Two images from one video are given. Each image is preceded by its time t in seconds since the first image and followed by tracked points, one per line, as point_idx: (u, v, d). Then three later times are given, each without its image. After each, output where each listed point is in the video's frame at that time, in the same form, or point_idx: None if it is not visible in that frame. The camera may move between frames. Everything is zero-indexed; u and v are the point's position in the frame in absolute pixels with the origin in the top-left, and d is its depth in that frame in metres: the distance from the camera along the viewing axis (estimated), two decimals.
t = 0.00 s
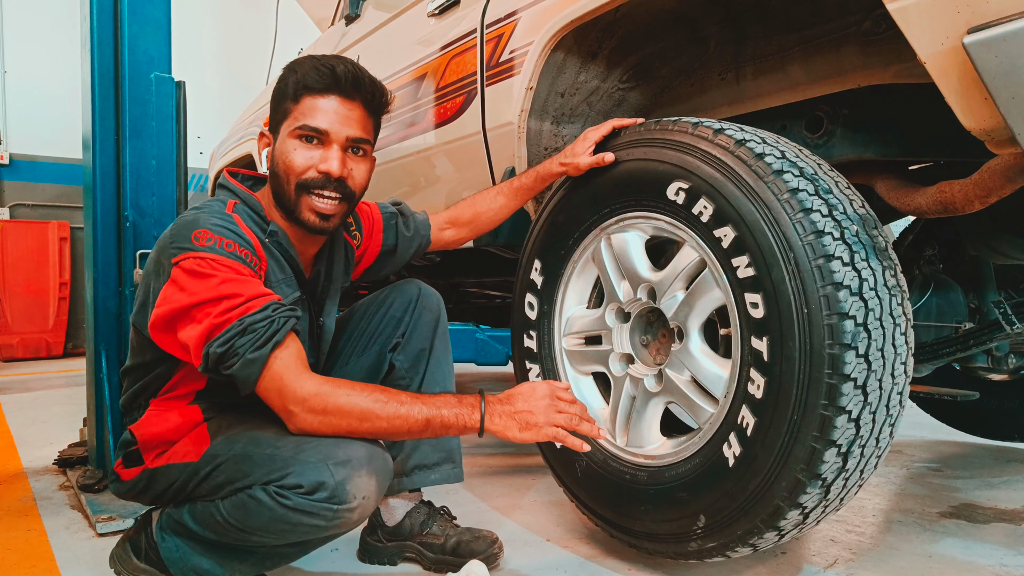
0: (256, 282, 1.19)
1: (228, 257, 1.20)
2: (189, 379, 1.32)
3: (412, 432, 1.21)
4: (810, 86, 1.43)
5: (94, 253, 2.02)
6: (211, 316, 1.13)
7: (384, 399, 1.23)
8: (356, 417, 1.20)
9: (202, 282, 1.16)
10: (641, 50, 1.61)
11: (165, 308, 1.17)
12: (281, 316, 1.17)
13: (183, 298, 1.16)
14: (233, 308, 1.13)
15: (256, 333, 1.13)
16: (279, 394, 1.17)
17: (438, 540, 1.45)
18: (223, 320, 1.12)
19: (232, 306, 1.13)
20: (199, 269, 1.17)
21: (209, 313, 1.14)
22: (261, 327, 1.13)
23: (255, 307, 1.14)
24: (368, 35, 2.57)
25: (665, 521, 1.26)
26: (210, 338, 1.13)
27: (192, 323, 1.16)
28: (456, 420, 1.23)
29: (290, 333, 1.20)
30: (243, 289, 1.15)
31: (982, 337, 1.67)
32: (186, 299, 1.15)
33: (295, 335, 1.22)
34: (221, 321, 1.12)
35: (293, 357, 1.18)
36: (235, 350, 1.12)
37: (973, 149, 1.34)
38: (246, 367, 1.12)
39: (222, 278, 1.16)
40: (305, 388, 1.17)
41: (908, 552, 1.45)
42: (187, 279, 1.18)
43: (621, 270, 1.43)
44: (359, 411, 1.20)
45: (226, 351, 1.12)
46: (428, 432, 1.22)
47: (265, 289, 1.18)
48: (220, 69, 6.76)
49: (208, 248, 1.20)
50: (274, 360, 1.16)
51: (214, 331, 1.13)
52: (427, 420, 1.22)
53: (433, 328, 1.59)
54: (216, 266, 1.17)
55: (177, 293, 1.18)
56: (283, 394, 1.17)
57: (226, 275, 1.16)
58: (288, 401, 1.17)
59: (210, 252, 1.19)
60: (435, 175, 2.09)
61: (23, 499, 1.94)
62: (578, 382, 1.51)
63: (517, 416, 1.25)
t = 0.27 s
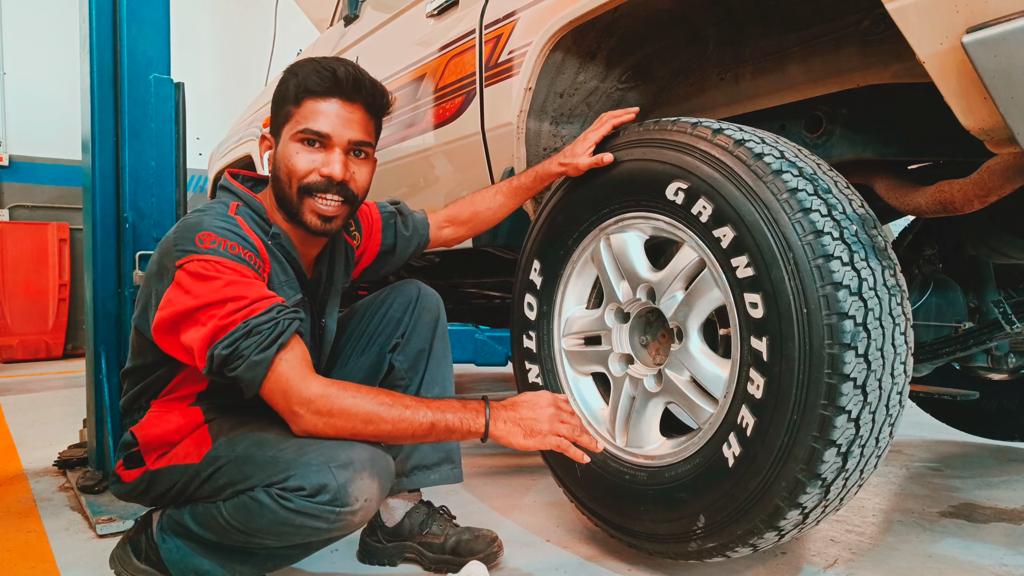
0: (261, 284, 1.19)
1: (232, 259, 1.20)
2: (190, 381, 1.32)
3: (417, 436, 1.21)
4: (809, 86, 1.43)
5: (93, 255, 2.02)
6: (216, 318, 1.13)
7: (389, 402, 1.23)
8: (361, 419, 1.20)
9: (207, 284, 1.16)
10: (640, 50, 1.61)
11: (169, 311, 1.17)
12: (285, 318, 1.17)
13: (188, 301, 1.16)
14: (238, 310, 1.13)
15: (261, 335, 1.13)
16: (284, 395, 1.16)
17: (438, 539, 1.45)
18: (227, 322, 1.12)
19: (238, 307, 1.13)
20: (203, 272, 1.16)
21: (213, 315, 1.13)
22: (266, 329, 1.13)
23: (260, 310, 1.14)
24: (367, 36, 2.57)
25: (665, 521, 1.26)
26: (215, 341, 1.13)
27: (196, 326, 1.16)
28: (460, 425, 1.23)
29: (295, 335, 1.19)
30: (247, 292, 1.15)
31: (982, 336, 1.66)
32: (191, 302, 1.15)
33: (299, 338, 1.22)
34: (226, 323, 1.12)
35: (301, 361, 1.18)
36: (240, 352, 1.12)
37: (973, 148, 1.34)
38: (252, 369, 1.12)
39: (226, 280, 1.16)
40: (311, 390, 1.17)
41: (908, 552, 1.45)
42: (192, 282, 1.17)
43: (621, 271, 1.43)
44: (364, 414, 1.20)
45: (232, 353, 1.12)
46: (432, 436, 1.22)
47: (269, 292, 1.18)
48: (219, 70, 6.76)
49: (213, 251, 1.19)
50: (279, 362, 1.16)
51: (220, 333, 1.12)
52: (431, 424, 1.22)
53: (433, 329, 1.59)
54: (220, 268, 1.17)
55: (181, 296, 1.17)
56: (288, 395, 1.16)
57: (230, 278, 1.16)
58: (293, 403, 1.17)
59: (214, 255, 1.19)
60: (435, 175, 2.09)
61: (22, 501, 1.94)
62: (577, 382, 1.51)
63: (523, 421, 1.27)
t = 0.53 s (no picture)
0: (264, 286, 1.19)
1: (235, 261, 1.20)
2: (192, 382, 1.32)
3: (417, 424, 1.21)
4: (809, 86, 1.43)
5: (93, 255, 2.02)
6: (218, 320, 1.13)
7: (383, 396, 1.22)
8: (358, 417, 1.20)
9: (210, 286, 1.16)
10: (640, 50, 1.61)
11: (171, 312, 1.17)
12: (286, 321, 1.16)
13: (190, 303, 1.16)
14: (240, 312, 1.13)
15: (262, 338, 1.13)
16: (282, 400, 1.16)
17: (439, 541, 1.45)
18: (230, 324, 1.12)
19: (240, 310, 1.13)
20: (206, 273, 1.16)
21: (215, 317, 1.14)
22: (267, 332, 1.13)
23: (262, 312, 1.14)
24: (366, 36, 2.57)
25: (665, 522, 1.26)
26: (217, 342, 1.13)
27: (198, 327, 1.16)
28: (457, 407, 1.23)
29: (295, 340, 1.19)
30: (250, 294, 1.15)
31: (982, 336, 1.66)
32: (193, 303, 1.15)
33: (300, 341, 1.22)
34: (228, 325, 1.12)
35: (300, 365, 1.18)
36: (240, 355, 1.12)
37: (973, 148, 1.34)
38: (251, 372, 1.12)
39: (229, 283, 1.16)
40: (307, 392, 1.17)
41: (909, 552, 1.45)
42: (195, 283, 1.17)
43: (621, 271, 1.43)
44: (361, 410, 1.20)
45: (232, 355, 1.12)
46: (431, 423, 1.22)
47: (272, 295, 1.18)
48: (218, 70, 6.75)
49: (216, 252, 1.19)
50: (279, 365, 1.16)
51: (221, 335, 1.13)
52: (429, 410, 1.22)
53: (434, 329, 1.59)
54: (224, 271, 1.17)
55: (183, 297, 1.17)
56: (286, 400, 1.16)
57: (233, 280, 1.16)
58: (291, 407, 1.17)
59: (217, 256, 1.19)
60: (434, 176, 2.08)
61: (23, 501, 1.94)
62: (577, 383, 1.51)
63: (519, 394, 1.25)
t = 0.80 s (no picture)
0: (265, 289, 1.19)
1: (235, 264, 1.20)
2: (193, 384, 1.32)
3: (414, 416, 1.19)
4: (808, 86, 1.43)
5: (93, 256, 2.02)
6: (218, 324, 1.13)
7: (374, 391, 1.20)
8: (354, 416, 1.18)
9: (209, 289, 1.16)
10: (639, 51, 1.61)
11: (171, 315, 1.17)
12: (286, 324, 1.16)
13: (190, 306, 1.16)
14: (240, 316, 1.13)
15: (260, 341, 1.12)
16: (279, 402, 1.16)
17: (439, 543, 1.44)
18: (229, 327, 1.12)
19: (239, 313, 1.13)
20: (206, 277, 1.16)
21: (215, 320, 1.14)
22: (266, 335, 1.13)
23: (261, 315, 1.14)
24: (366, 37, 2.57)
25: (665, 522, 1.26)
26: (216, 345, 1.13)
27: (198, 330, 1.16)
28: (453, 393, 1.19)
29: (294, 342, 1.18)
30: (250, 297, 1.15)
31: (981, 336, 1.66)
32: (193, 307, 1.15)
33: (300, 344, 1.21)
34: (227, 329, 1.12)
35: (295, 365, 1.17)
36: (239, 357, 1.12)
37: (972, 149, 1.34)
38: (250, 375, 1.12)
39: (229, 286, 1.16)
40: (303, 395, 1.16)
41: (909, 552, 1.45)
42: (194, 287, 1.17)
43: (620, 271, 1.43)
44: (356, 409, 1.18)
45: (231, 358, 1.12)
46: (429, 412, 1.20)
47: (272, 298, 1.18)
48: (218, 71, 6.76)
49: (216, 255, 1.19)
50: (278, 368, 1.15)
51: (220, 338, 1.13)
52: (424, 401, 1.19)
53: (433, 330, 1.59)
54: (224, 274, 1.17)
55: (183, 300, 1.18)
56: (283, 403, 1.16)
57: (233, 284, 1.16)
58: (288, 411, 1.16)
59: (217, 259, 1.19)
60: (434, 176, 2.08)
61: (23, 502, 1.94)
62: (577, 384, 1.51)
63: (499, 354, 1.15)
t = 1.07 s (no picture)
0: (268, 290, 1.19)
1: (239, 265, 1.20)
2: (197, 384, 1.32)
3: (415, 410, 1.22)
4: (809, 86, 1.43)
5: (94, 256, 2.02)
6: (223, 326, 1.13)
7: (374, 389, 1.21)
8: (357, 414, 1.20)
9: (213, 291, 1.16)
10: (640, 51, 1.61)
11: (175, 317, 1.17)
12: (290, 326, 1.16)
13: (195, 308, 1.16)
14: (244, 318, 1.13)
15: (265, 342, 1.13)
16: (284, 403, 1.16)
17: (440, 543, 1.45)
18: (232, 329, 1.12)
19: (244, 315, 1.13)
20: (210, 279, 1.16)
21: (221, 322, 1.14)
22: (270, 337, 1.13)
23: (265, 317, 1.14)
24: (366, 37, 2.57)
25: (665, 522, 1.26)
26: (220, 347, 1.13)
27: (202, 332, 1.16)
28: (452, 387, 1.21)
29: (298, 343, 1.18)
30: (255, 298, 1.15)
31: (982, 337, 1.66)
32: (197, 309, 1.15)
33: (303, 345, 1.21)
34: (232, 330, 1.12)
35: (298, 365, 1.17)
36: (243, 360, 1.12)
37: (973, 149, 1.34)
38: (254, 377, 1.12)
39: (234, 288, 1.16)
40: (305, 395, 1.17)
41: (910, 553, 1.45)
42: (198, 289, 1.17)
43: (621, 272, 1.43)
44: (358, 409, 1.20)
45: (235, 360, 1.12)
46: (430, 405, 1.22)
47: (276, 298, 1.18)
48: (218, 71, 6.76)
49: (220, 257, 1.19)
50: (280, 371, 1.15)
51: (225, 340, 1.13)
52: (425, 396, 1.21)
53: (435, 330, 1.58)
54: (227, 275, 1.17)
55: (187, 302, 1.17)
56: (287, 404, 1.16)
57: (237, 285, 1.16)
58: (293, 412, 1.17)
59: (221, 261, 1.19)
60: (434, 176, 2.08)
61: (25, 502, 1.94)
62: (578, 384, 1.51)
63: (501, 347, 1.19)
